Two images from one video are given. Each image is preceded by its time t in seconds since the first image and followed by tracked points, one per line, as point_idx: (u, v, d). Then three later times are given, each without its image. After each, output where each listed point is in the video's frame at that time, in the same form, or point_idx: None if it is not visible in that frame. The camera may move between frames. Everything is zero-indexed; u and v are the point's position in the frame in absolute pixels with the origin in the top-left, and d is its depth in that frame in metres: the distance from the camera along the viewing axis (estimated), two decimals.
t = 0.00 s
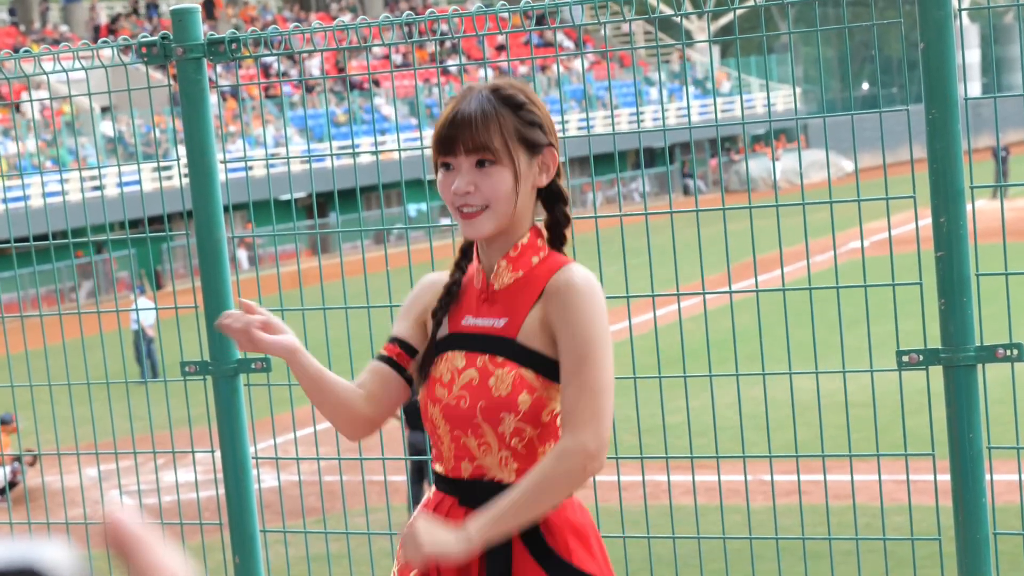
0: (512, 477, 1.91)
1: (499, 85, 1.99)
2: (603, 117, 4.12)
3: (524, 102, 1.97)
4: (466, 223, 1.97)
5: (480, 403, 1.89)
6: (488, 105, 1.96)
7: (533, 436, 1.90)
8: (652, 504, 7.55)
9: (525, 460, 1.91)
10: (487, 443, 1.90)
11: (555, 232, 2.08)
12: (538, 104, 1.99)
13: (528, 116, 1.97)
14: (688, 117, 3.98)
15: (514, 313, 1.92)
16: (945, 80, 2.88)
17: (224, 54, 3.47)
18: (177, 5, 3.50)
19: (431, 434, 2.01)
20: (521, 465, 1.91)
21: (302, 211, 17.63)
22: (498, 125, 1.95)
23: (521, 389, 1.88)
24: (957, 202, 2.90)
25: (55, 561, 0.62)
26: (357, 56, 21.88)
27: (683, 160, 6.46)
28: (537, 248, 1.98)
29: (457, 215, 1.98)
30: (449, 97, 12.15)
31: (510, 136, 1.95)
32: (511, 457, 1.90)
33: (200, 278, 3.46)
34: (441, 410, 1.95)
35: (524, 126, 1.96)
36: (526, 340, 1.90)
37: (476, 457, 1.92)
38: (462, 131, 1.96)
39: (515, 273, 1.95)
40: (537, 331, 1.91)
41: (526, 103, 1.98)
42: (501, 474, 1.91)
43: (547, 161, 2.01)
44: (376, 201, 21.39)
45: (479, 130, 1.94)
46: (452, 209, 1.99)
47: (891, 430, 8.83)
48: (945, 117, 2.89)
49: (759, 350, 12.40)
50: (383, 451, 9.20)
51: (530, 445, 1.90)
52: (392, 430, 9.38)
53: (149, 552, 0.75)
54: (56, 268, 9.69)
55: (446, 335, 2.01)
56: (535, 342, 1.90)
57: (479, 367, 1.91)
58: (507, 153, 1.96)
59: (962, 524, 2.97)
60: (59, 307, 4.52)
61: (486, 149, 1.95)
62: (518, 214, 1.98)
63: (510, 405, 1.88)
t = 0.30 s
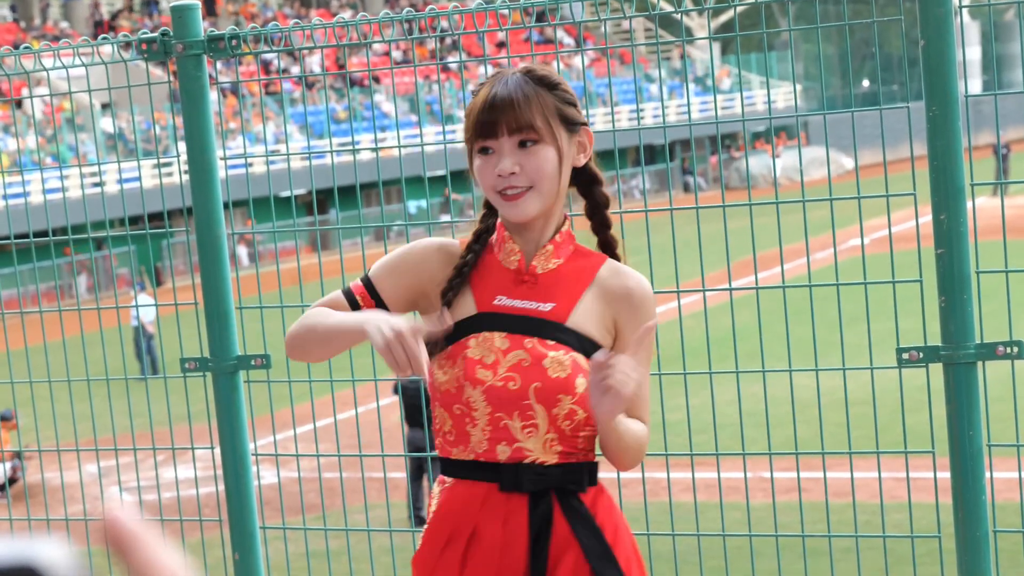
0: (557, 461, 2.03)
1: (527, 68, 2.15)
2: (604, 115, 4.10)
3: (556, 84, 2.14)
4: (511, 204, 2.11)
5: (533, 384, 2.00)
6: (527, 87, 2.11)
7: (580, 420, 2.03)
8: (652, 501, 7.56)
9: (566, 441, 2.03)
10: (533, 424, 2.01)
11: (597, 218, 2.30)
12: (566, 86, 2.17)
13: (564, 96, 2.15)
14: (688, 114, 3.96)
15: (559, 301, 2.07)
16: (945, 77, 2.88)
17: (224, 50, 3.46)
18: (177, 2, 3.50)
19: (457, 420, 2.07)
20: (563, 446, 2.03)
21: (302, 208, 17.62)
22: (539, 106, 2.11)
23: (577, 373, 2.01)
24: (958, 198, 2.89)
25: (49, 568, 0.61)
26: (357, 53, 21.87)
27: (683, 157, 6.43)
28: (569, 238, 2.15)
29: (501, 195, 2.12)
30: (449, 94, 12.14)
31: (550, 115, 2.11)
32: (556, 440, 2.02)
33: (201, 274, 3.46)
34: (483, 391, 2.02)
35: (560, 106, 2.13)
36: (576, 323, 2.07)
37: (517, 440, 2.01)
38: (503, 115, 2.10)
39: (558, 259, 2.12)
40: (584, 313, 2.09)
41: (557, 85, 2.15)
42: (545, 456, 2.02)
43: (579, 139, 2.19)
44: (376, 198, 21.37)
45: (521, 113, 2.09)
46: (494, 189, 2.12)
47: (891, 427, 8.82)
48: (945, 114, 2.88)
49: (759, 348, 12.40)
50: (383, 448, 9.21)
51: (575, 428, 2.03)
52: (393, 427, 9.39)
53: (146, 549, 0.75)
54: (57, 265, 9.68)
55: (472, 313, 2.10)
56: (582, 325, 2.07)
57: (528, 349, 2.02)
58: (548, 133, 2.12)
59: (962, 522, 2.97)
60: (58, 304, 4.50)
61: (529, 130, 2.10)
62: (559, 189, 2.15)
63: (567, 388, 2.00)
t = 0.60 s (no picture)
0: (584, 470, 2.01)
1: (533, 80, 2.13)
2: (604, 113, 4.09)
3: (562, 94, 2.11)
4: (522, 218, 2.08)
5: (551, 394, 2.01)
6: (529, 99, 2.09)
7: (606, 424, 2.01)
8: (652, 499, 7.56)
9: (596, 448, 2.02)
10: (557, 434, 2.01)
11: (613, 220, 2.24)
12: (574, 97, 2.14)
13: (569, 107, 2.12)
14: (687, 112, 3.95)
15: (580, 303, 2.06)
16: (946, 74, 2.88)
17: (224, 47, 3.46)
18: None
19: (489, 436, 2.09)
20: (592, 454, 2.02)
21: (303, 205, 17.61)
22: (541, 118, 2.08)
23: (596, 376, 2.01)
24: (958, 195, 2.88)
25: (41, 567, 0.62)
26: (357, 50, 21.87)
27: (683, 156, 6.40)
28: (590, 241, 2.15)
29: (510, 212, 2.09)
30: (450, 92, 12.14)
31: (553, 127, 2.09)
32: (581, 446, 2.01)
33: (201, 272, 3.45)
34: (505, 407, 2.04)
35: (565, 115, 2.09)
36: (597, 324, 2.04)
37: (545, 451, 2.02)
38: (506, 129, 2.08)
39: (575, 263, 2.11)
40: (610, 311, 2.05)
41: (566, 95, 2.12)
42: (572, 465, 2.01)
43: (591, 149, 2.15)
44: (377, 195, 21.39)
45: (523, 128, 2.07)
46: (503, 207, 2.11)
47: (890, 425, 8.83)
48: (946, 112, 2.88)
49: (759, 346, 12.40)
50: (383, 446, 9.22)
51: (602, 433, 2.02)
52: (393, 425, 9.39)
53: (142, 548, 0.75)
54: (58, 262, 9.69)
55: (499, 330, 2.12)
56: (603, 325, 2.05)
57: (547, 357, 2.02)
58: (553, 145, 2.08)
59: (963, 519, 2.97)
60: (59, 301, 4.49)
61: (533, 142, 2.07)
62: (573, 200, 2.11)
63: (586, 392, 2.00)
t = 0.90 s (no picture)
0: (486, 485, 2.13)
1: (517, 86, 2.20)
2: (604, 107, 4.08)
3: (538, 108, 2.19)
4: (460, 212, 2.19)
5: (448, 412, 2.12)
6: (508, 103, 2.16)
7: (497, 445, 2.09)
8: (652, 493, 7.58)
9: (491, 465, 2.11)
10: (457, 449, 2.13)
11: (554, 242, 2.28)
12: (549, 114, 2.21)
13: (540, 123, 2.19)
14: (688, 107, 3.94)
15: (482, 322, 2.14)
16: (945, 69, 2.87)
17: (224, 41, 3.45)
18: None
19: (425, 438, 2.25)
20: (490, 471, 2.12)
21: (302, 200, 17.61)
22: (511, 127, 2.16)
23: (480, 400, 2.09)
24: (957, 191, 2.88)
25: (37, 565, 0.64)
26: (358, 45, 21.86)
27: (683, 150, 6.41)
28: (516, 251, 2.16)
29: (453, 202, 2.19)
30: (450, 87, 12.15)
31: (519, 138, 2.17)
32: (480, 464, 2.12)
33: (201, 267, 3.45)
34: (422, 416, 2.19)
35: (533, 134, 2.17)
36: (491, 347, 2.11)
37: (454, 463, 2.16)
38: (473, 125, 2.16)
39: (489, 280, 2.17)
40: (502, 338, 2.10)
41: (540, 110, 2.19)
42: (475, 479, 2.14)
43: (548, 170, 2.22)
44: (377, 190, 21.40)
45: (490, 127, 2.15)
46: (450, 196, 2.20)
47: (891, 420, 8.84)
48: (946, 107, 2.88)
49: (759, 340, 12.41)
50: (384, 441, 9.24)
51: (494, 453, 2.10)
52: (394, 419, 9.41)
53: (134, 546, 0.76)
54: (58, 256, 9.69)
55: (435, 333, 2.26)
56: (498, 349, 2.11)
57: (448, 375, 2.14)
58: (513, 152, 2.17)
59: (962, 514, 2.97)
60: (58, 296, 4.48)
61: (494, 146, 2.15)
62: (512, 210, 2.20)
63: (472, 414, 2.09)
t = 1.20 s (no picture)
0: (533, 489, 2.10)
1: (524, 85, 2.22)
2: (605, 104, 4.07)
3: (552, 102, 2.22)
4: (499, 217, 2.16)
5: (502, 418, 2.07)
6: (526, 100, 2.18)
7: (554, 451, 2.09)
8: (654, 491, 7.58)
9: (541, 471, 2.09)
10: (506, 457, 2.07)
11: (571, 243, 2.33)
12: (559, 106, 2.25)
13: (558, 117, 2.22)
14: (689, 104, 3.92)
15: (534, 329, 2.13)
16: (947, 66, 2.87)
17: (224, 39, 3.45)
18: None
19: (438, 451, 2.15)
20: (538, 476, 2.10)
21: (303, 197, 17.62)
22: (535, 122, 2.17)
23: (546, 407, 2.07)
24: (959, 188, 2.88)
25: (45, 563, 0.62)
26: (358, 42, 21.88)
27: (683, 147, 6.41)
28: (550, 260, 2.20)
29: (491, 208, 2.17)
30: (450, 85, 12.15)
31: (544, 131, 2.18)
32: (530, 470, 2.09)
33: (202, 265, 3.45)
34: (456, 425, 2.10)
35: (555, 124, 2.19)
36: (547, 354, 2.11)
37: (493, 471, 2.09)
38: (497, 127, 2.16)
39: (532, 288, 2.16)
40: (558, 345, 2.13)
41: (553, 104, 2.22)
42: (520, 486, 2.09)
43: (571, 162, 2.27)
44: (378, 188, 21.42)
45: (518, 125, 2.16)
46: (484, 203, 2.17)
47: (891, 417, 8.84)
48: (947, 104, 2.87)
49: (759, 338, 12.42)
50: (386, 439, 9.25)
51: (549, 459, 2.09)
52: (395, 417, 9.41)
53: (136, 544, 0.75)
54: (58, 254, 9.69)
55: (451, 343, 2.18)
56: (554, 357, 2.12)
57: (499, 381, 2.09)
58: (541, 148, 2.18)
59: (963, 511, 2.96)
60: (58, 294, 4.47)
61: (524, 143, 2.16)
62: (547, 207, 2.21)
63: (536, 421, 2.06)
